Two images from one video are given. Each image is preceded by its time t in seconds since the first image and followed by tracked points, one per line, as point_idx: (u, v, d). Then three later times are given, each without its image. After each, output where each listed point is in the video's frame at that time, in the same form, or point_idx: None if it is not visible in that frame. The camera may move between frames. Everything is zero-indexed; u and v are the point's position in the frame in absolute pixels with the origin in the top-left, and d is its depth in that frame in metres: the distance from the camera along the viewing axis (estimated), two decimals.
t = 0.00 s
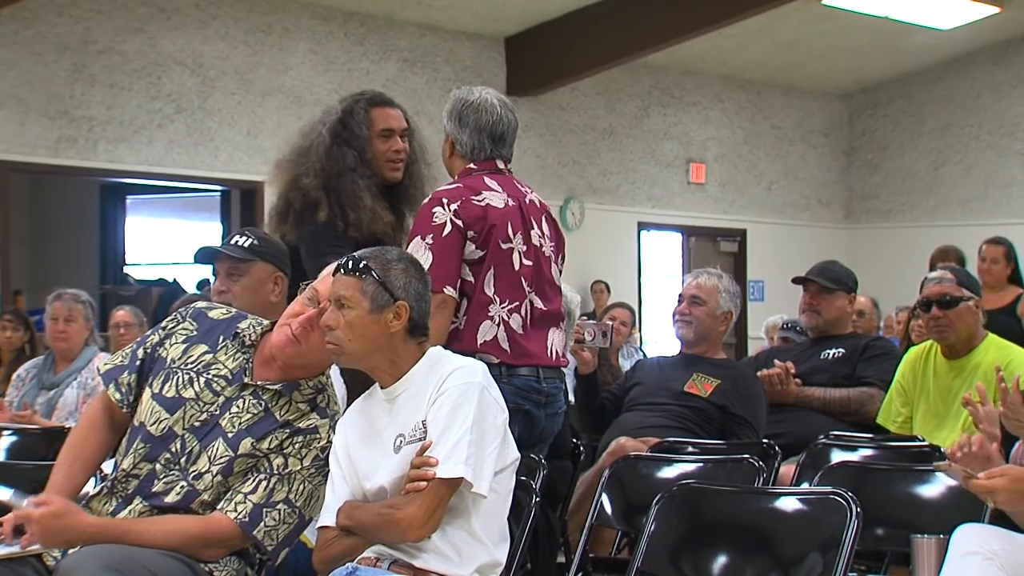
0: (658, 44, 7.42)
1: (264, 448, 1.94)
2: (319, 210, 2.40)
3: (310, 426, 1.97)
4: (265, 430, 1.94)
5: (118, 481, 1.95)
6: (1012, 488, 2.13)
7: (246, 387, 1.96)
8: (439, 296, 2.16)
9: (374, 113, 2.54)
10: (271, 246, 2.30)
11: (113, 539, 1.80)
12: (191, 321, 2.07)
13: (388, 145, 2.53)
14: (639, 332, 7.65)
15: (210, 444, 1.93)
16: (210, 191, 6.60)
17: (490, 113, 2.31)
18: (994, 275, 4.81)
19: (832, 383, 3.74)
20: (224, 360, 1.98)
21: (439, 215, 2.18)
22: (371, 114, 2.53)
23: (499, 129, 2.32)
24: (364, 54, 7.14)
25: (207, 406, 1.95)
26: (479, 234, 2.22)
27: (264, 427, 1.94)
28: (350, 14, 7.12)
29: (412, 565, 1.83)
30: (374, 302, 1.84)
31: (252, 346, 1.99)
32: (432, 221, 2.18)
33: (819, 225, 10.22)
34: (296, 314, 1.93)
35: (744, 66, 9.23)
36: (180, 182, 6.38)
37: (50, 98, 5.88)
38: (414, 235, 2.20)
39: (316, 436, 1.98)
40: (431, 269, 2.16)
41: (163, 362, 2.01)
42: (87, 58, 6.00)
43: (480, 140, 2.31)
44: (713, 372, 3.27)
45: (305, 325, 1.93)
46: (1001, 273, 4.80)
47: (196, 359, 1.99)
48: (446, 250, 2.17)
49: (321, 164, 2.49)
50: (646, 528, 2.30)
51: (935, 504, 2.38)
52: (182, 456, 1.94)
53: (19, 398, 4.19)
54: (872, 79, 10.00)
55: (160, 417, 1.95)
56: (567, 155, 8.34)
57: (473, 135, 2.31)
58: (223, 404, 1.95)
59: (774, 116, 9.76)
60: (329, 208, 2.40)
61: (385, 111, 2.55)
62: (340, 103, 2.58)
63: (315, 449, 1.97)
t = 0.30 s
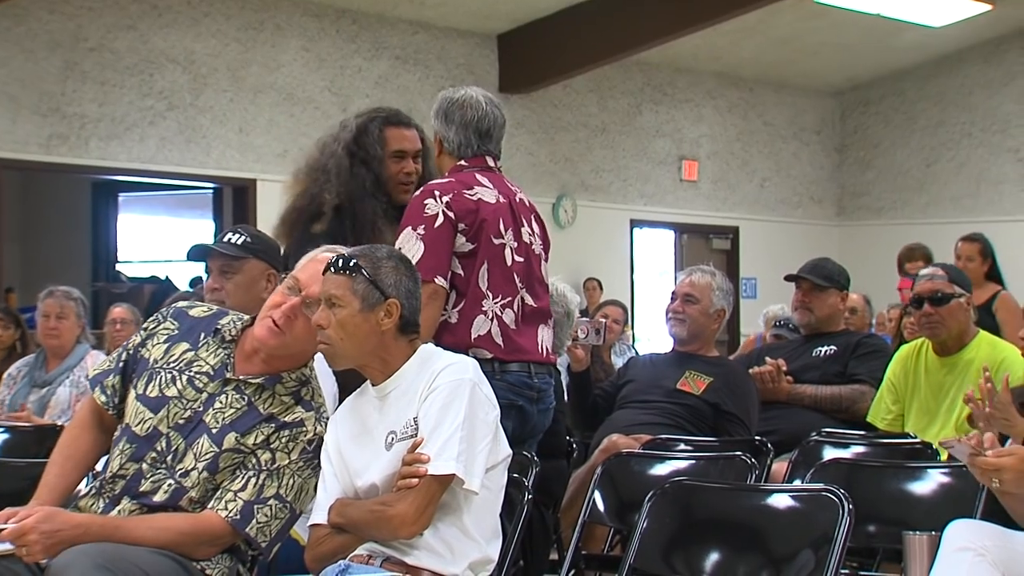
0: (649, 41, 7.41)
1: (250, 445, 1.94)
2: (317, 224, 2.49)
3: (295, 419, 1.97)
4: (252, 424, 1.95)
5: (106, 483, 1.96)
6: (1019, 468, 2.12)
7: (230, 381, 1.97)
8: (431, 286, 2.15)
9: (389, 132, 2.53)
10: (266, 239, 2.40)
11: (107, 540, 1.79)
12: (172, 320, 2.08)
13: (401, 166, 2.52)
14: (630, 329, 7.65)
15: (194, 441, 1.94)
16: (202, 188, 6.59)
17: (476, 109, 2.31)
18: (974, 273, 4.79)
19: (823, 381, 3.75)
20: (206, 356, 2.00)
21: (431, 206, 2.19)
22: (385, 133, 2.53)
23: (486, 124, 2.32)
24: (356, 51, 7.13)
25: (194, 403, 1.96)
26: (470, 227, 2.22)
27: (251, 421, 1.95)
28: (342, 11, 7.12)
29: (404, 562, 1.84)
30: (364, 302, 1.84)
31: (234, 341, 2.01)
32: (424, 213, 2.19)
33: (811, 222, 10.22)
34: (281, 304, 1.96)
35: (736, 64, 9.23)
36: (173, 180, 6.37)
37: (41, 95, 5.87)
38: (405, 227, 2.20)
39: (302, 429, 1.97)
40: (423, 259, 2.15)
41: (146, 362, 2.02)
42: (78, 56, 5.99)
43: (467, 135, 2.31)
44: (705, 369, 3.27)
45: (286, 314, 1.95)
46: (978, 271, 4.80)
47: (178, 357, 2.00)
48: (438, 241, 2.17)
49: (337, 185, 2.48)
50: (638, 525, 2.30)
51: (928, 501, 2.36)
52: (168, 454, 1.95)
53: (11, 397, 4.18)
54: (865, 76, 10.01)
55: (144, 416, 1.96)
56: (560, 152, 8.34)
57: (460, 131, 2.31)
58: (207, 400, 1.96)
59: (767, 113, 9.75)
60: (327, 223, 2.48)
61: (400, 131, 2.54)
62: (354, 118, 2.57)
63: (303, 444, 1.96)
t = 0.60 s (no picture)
0: (639, 36, 7.41)
1: (224, 438, 1.86)
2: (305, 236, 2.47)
3: (268, 407, 1.88)
4: (228, 414, 1.88)
5: (86, 489, 1.89)
6: None
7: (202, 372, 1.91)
8: (418, 277, 2.16)
9: (386, 132, 2.52)
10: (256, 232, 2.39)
11: (95, 536, 1.72)
12: (141, 320, 2.01)
13: (397, 166, 2.52)
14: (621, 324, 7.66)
15: (170, 439, 1.87)
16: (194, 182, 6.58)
17: (461, 107, 2.32)
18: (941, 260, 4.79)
19: (815, 375, 3.75)
20: (175, 353, 1.93)
21: (418, 199, 2.19)
22: (382, 132, 2.52)
23: (473, 121, 2.33)
24: (348, 45, 7.12)
25: (168, 399, 1.89)
26: (457, 219, 2.23)
27: (227, 412, 1.87)
28: (334, 5, 7.11)
29: (397, 556, 1.84)
30: (358, 295, 1.85)
31: (201, 337, 1.96)
32: (411, 205, 2.18)
33: (803, 217, 10.22)
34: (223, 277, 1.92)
35: (729, 58, 9.23)
36: (165, 174, 6.37)
37: (33, 89, 5.87)
38: (392, 219, 2.19)
39: (276, 417, 1.87)
40: (410, 250, 2.16)
41: (117, 366, 1.95)
42: (70, 50, 5.99)
43: (455, 132, 2.31)
44: (697, 363, 3.27)
45: (223, 283, 1.91)
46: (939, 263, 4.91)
47: (148, 357, 1.94)
48: (425, 233, 2.17)
49: (333, 187, 2.47)
50: (630, 519, 2.30)
51: (920, 495, 2.33)
52: (146, 454, 1.87)
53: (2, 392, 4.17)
54: (856, 70, 10.01)
55: (119, 420, 1.89)
56: (552, 147, 8.34)
57: (448, 128, 2.30)
58: (178, 396, 1.89)
59: (759, 107, 9.75)
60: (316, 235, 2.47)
61: (398, 130, 2.54)
62: (349, 116, 2.55)
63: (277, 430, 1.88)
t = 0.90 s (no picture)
0: (630, 29, 7.41)
1: (179, 421, 1.83)
2: (301, 230, 2.49)
3: (217, 385, 1.84)
4: (184, 397, 1.84)
5: (70, 488, 1.90)
6: (1015, 443, 2.16)
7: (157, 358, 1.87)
8: (413, 265, 2.17)
9: (382, 124, 2.52)
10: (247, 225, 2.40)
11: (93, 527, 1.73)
12: (113, 317, 2.00)
13: (391, 159, 2.52)
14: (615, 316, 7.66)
15: (132, 429, 1.85)
16: (187, 174, 6.57)
17: (450, 105, 2.32)
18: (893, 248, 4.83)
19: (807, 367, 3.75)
20: (136, 344, 1.92)
21: (409, 188, 2.19)
22: (378, 124, 2.52)
23: (459, 119, 2.33)
24: (340, 37, 7.11)
25: (131, 389, 1.87)
26: (450, 208, 2.23)
27: (182, 395, 1.84)
28: None
29: (389, 548, 1.85)
30: (353, 285, 1.87)
31: (151, 325, 1.94)
32: (402, 195, 2.19)
33: (795, 210, 10.23)
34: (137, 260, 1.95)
35: (721, 50, 9.23)
36: (158, 166, 6.37)
37: (26, 82, 5.90)
38: (385, 210, 2.20)
39: (225, 394, 1.84)
40: (404, 238, 2.17)
41: (93, 365, 1.95)
42: (61, 42, 6.00)
43: (443, 130, 2.31)
44: (690, 355, 3.27)
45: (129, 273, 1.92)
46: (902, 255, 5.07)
47: (114, 353, 1.93)
48: (419, 221, 2.18)
49: (328, 177, 2.49)
50: (622, 511, 2.30)
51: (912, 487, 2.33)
52: (117, 446, 1.86)
53: None
54: (847, 62, 10.03)
55: (89, 416, 1.89)
56: (545, 139, 8.34)
57: (436, 127, 2.30)
58: (138, 385, 1.87)
59: (751, 100, 9.75)
60: (312, 232, 2.49)
61: (393, 123, 2.53)
62: (343, 105, 2.54)
63: (229, 407, 1.83)
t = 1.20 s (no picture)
0: (625, 28, 7.51)
1: (136, 403, 2.08)
2: (314, 221, 2.56)
3: (168, 369, 2.06)
4: (143, 381, 2.09)
5: (73, 465, 2.20)
6: (992, 430, 2.18)
7: (130, 340, 2.16)
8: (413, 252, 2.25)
9: (374, 116, 2.61)
10: (252, 220, 2.53)
11: (94, 513, 2.04)
12: (118, 309, 2.30)
13: (384, 150, 2.61)
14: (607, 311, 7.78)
15: (110, 410, 2.13)
16: (192, 169, 6.64)
17: (445, 106, 2.40)
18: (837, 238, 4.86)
19: (793, 356, 3.84)
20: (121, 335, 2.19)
21: (408, 181, 2.28)
22: (370, 117, 2.60)
23: (455, 120, 2.41)
24: (342, 37, 7.19)
25: (111, 375, 2.17)
26: (446, 200, 2.31)
27: (139, 380, 2.09)
28: None
29: (388, 530, 1.95)
30: (364, 269, 1.97)
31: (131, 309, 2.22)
32: (400, 187, 2.28)
33: (782, 204, 10.31)
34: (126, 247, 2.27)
35: (712, 49, 9.32)
36: (163, 162, 6.43)
37: (37, 79, 5.93)
38: (383, 202, 2.29)
39: (171, 377, 2.05)
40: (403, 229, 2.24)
41: (97, 351, 2.25)
42: (71, 40, 6.04)
43: (439, 129, 2.39)
44: (679, 344, 3.36)
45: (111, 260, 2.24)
46: (856, 246, 5.12)
47: (107, 342, 2.22)
48: (418, 213, 2.26)
49: (329, 169, 2.56)
50: (614, 494, 2.38)
51: (892, 470, 2.41)
52: (100, 425, 2.14)
53: (7, 370, 4.26)
54: (836, 60, 10.10)
55: (85, 399, 2.20)
56: (539, 135, 8.42)
57: (433, 128, 2.38)
58: (117, 371, 2.15)
59: (739, 97, 9.81)
60: (326, 224, 2.57)
61: (384, 114, 2.61)
62: (335, 100, 2.62)
63: (173, 388, 2.05)
